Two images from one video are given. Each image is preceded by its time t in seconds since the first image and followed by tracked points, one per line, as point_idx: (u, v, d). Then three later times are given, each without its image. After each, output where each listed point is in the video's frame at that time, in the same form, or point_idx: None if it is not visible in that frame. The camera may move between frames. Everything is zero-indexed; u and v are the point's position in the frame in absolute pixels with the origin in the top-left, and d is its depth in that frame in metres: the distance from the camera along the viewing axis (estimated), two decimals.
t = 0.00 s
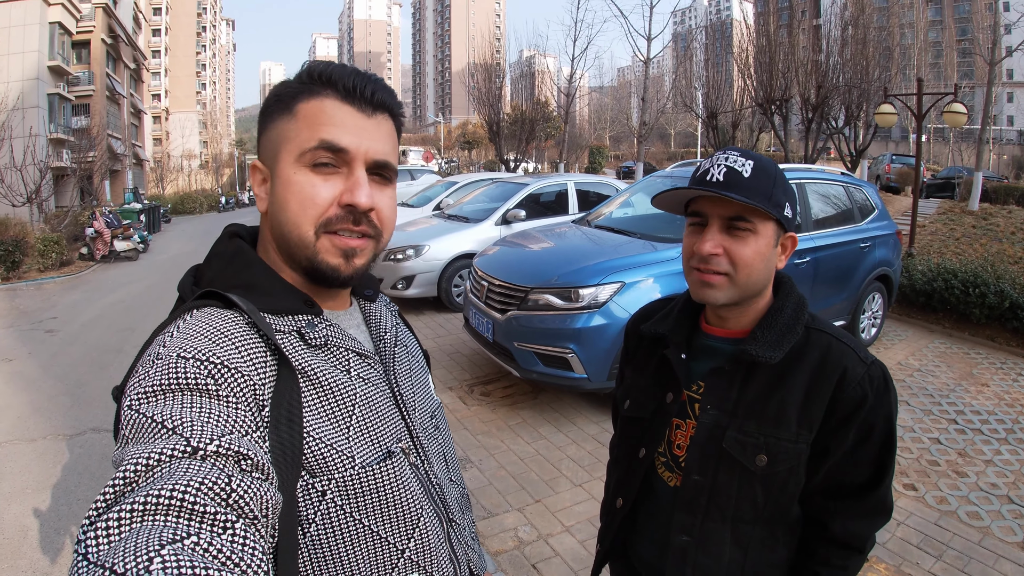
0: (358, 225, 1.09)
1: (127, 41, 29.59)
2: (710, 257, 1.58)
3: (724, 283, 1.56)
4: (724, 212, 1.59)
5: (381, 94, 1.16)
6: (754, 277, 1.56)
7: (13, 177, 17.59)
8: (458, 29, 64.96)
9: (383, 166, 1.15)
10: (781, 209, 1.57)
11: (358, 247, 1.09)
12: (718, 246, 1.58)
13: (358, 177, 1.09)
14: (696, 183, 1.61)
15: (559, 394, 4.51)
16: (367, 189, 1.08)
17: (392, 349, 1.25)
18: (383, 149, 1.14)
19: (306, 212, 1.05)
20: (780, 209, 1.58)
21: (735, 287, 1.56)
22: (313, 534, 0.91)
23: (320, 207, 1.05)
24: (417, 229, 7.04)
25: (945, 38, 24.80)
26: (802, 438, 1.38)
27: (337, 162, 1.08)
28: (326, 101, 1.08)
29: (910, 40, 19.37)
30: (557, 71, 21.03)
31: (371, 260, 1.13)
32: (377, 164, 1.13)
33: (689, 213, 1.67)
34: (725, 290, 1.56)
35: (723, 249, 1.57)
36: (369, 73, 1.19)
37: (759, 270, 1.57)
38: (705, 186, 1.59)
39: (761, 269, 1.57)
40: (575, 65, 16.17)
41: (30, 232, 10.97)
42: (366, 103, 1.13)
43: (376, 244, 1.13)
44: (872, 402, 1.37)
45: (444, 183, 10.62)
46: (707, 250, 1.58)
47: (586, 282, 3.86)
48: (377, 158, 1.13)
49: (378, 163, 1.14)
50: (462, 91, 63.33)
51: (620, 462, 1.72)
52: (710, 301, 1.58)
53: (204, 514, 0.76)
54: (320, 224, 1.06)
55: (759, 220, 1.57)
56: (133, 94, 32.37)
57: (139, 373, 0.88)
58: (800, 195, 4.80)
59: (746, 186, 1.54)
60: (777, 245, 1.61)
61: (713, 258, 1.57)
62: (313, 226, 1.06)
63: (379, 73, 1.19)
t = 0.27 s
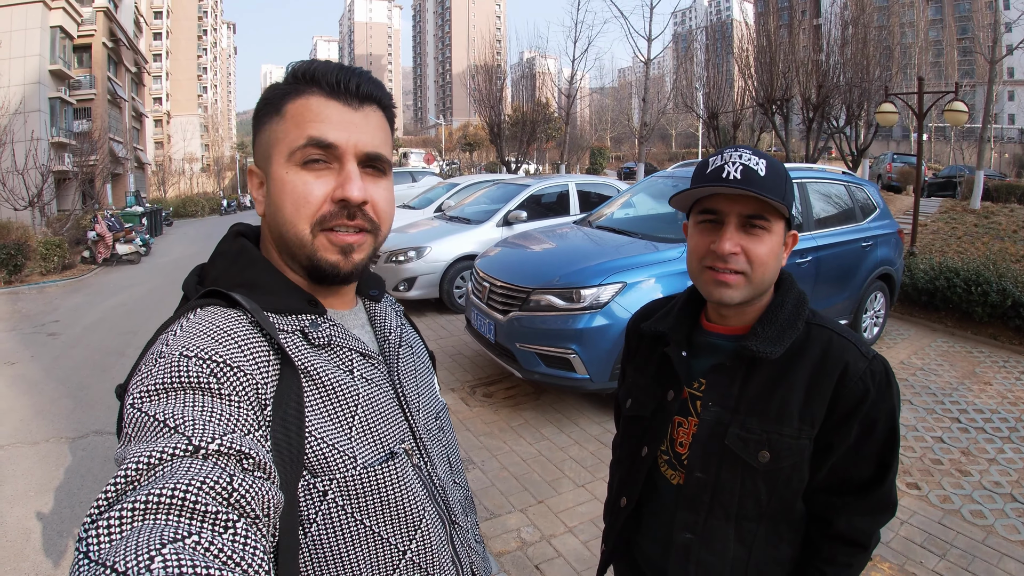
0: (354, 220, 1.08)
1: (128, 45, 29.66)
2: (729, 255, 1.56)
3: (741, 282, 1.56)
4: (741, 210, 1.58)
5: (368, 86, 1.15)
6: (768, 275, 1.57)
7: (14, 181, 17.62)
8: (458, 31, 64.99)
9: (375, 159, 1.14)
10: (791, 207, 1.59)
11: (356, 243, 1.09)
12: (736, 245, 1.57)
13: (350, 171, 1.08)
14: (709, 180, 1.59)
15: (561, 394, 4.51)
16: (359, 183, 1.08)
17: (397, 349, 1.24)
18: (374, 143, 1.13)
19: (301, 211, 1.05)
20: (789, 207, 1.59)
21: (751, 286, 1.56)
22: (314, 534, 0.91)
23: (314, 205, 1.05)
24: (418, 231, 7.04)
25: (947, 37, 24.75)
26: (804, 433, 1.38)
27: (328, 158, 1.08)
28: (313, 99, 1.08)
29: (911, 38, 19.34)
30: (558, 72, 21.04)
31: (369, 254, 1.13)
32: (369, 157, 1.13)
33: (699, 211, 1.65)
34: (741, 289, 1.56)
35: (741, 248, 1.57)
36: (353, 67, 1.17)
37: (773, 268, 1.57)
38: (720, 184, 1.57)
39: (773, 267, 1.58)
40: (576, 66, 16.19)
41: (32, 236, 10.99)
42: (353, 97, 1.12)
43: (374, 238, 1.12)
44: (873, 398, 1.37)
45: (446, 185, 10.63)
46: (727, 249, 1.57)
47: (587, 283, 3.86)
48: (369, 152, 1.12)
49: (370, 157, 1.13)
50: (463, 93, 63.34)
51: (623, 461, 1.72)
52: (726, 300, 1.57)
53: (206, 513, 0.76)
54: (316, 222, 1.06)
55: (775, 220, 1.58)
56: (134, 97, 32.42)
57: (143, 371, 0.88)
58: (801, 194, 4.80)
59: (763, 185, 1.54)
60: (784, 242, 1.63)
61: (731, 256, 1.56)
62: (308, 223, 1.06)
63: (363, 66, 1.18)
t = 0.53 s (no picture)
0: (355, 219, 1.08)
1: (126, 50, 29.68)
2: (727, 253, 1.57)
3: (740, 280, 1.56)
4: (739, 207, 1.58)
5: (366, 82, 1.15)
6: (766, 271, 1.57)
7: (14, 186, 17.62)
8: (456, 34, 65.10)
9: (374, 157, 1.14)
10: (790, 204, 1.59)
11: (357, 242, 1.09)
12: (736, 243, 1.57)
13: (349, 170, 1.08)
14: (706, 179, 1.59)
15: (562, 395, 4.51)
16: (357, 181, 1.08)
17: (401, 348, 1.24)
18: (373, 140, 1.13)
19: (301, 212, 1.05)
20: (788, 203, 1.59)
21: (749, 283, 1.56)
22: (316, 531, 0.91)
23: (315, 205, 1.05)
24: (417, 234, 7.05)
25: (944, 35, 24.80)
26: (805, 428, 1.38)
27: (327, 157, 1.08)
28: (311, 97, 1.08)
29: (908, 38, 19.38)
30: (556, 74, 21.07)
31: (370, 253, 1.13)
32: (369, 155, 1.13)
33: (699, 208, 1.65)
34: (738, 287, 1.56)
35: (740, 246, 1.57)
36: (352, 63, 1.17)
37: (771, 265, 1.57)
38: (719, 182, 1.57)
39: (771, 264, 1.58)
40: (574, 69, 16.21)
41: (32, 242, 11.00)
42: (350, 94, 1.12)
43: (374, 237, 1.12)
44: (874, 390, 1.37)
45: (444, 187, 10.64)
46: (725, 247, 1.57)
47: (587, 284, 3.86)
48: (368, 149, 1.12)
49: (369, 155, 1.13)
50: (461, 96, 63.42)
51: (625, 459, 1.73)
52: (724, 298, 1.57)
53: (208, 510, 0.76)
54: (316, 222, 1.06)
55: (773, 217, 1.57)
56: (133, 102, 32.43)
57: (146, 367, 0.88)
58: (800, 193, 4.80)
59: (761, 182, 1.54)
60: (783, 239, 1.62)
61: (730, 254, 1.56)
62: (311, 223, 1.06)
63: (361, 63, 1.17)
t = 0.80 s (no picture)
0: (360, 217, 1.08)
1: (120, 57, 29.64)
2: (702, 249, 1.59)
3: (718, 275, 1.58)
4: (715, 204, 1.60)
5: (372, 82, 1.15)
6: (748, 268, 1.57)
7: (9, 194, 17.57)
8: (451, 37, 65.21)
9: (380, 155, 1.14)
10: (773, 199, 1.58)
11: (363, 240, 1.09)
12: (710, 239, 1.59)
13: (355, 167, 1.08)
14: (687, 177, 1.63)
15: (562, 396, 4.51)
16: (363, 179, 1.08)
17: (407, 348, 1.23)
18: (379, 137, 1.12)
19: (307, 209, 1.05)
20: (772, 199, 1.58)
21: (727, 278, 1.57)
22: (321, 529, 0.91)
23: (319, 203, 1.05)
24: (414, 237, 7.04)
25: (936, 34, 24.91)
26: (805, 423, 1.39)
27: (333, 156, 1.08)
28: (317, 97, 1.09)
29: (901, 36, 19.45)
30: (550, 76, 21.09)
31: (377, 252, 1.13)
32: (376, 154, 1.13)
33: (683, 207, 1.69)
34: (717, 283, 1.58)
35: (715, 242, 1.59)
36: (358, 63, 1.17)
37: (752, 261, 1.57)
38: (698, 180, 1.61)
39: (754, 260, 1.57)
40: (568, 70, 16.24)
41: (28, 249, 10.96)
42: (356, 94, 1.12)
43: (380, 235, 1.12)
44: (874, 386, 1.37)
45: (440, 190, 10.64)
46: (699, 244, 1.60)
47: (585, 284, 3.87)
48: (374, 147, 1.12)
49: (375, 153, 1.13)
50: (456, 98, 63.47)
51: (625, 457, 1.73)
52: (704, 293, 1.59)
53: (213, 507, 0.76)
54: (321, 220, 1.06)
55: (752, 213, 1.57)
56: (128, 108, 32.39)
57: (152, 362, 0.88)
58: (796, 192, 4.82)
59: (738, 180, 1.55)
60: (772, 235, 1.61)
61: (705, 250, 1.59)
62: (316, 220, 1.06)
63: (369, 62, 1.18)
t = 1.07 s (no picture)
0: (361, 220, 1.08)
1: (114, 60, 29.52)
2: (698, 250, 1.61)
3: (713, 275, 1.59)
4: (710, 205, 1.61)
5: (373, 84, 1.15)
6: (745, 268, 1.58)
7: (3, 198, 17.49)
8: (445, 38, 65.21)
9: (381, 157, 1.13)
10: (771, 198, 1.59)
11: (364, 242, 1.08)
12: (705, 239, 1.60)
13: (355, 169, 1.08)
14: (685, 178, 1.64)
15: (560, 396, 4.52)
16: (365, 181, 1.07)
17: (408, 353, 1.22)
18: (380, 139, 1.12)
19: (308, 212, 1.05)
20: (770, 199, 1.59)
21: (724, 279, 1.58)
22: (317, 537, 0.91)
23: (320, 206, 1.05)
24: (411, 239, 7.03)
25: (929, 32, 25.02)
26: (803, 426, 1.39)
27: (334, 158, 1.08)
28: (317, 99, 1.09)
29: (895, 35, 19.53)
30: (546, 76, 21.10)
31: (379, 254, 1.12)
32: (377, 156, 1.13)
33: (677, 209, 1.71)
34: (714, 283, 1.59)
35: (709, 242, 1.60)
36: (359, 65, 1.17)
37: (749, 262, 1.58)
38: (693, 181, 1.63)
39: (751, 260, 1.58)
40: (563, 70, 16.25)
41: (22, 253, 10.92)
42: (357, 96, 1.12)
43: (381, 238, 1.11)
44: (873, 388, 1.38)
45: (436, 191, 10.63)
46: (694, 244, 1.61)
47: (582, 284, 3.87)
48: (375, 149, 1.12)
49: (376, 156, 1.12)
50: (451, 99, 63.43)
51: (624, 459, 1.73)
52: (700, 293, 1.60)
53: (207, 516, 0.75)
54: (322, 222, 1.05)
55: (747, 213, 1.58)
56: (122, 111, 32.27)
57: (147, 368, 0.88)
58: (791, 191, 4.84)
59: (733, 179, 1.57)
60: (769, 235, 1.62)
61: (700, 251, 1.61)
62: (316, 223, 1.06)
63: (369, 66, 1.18)
